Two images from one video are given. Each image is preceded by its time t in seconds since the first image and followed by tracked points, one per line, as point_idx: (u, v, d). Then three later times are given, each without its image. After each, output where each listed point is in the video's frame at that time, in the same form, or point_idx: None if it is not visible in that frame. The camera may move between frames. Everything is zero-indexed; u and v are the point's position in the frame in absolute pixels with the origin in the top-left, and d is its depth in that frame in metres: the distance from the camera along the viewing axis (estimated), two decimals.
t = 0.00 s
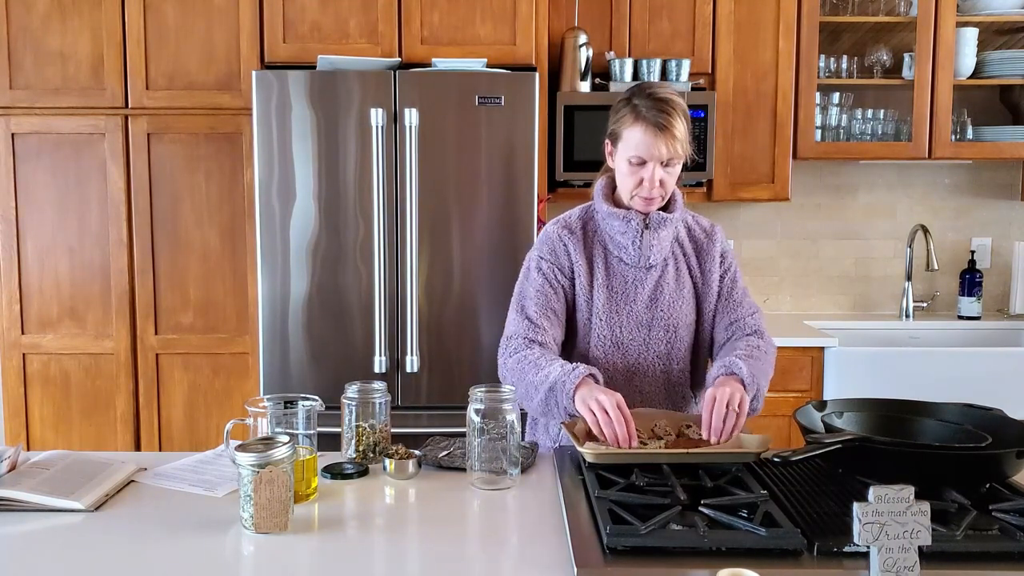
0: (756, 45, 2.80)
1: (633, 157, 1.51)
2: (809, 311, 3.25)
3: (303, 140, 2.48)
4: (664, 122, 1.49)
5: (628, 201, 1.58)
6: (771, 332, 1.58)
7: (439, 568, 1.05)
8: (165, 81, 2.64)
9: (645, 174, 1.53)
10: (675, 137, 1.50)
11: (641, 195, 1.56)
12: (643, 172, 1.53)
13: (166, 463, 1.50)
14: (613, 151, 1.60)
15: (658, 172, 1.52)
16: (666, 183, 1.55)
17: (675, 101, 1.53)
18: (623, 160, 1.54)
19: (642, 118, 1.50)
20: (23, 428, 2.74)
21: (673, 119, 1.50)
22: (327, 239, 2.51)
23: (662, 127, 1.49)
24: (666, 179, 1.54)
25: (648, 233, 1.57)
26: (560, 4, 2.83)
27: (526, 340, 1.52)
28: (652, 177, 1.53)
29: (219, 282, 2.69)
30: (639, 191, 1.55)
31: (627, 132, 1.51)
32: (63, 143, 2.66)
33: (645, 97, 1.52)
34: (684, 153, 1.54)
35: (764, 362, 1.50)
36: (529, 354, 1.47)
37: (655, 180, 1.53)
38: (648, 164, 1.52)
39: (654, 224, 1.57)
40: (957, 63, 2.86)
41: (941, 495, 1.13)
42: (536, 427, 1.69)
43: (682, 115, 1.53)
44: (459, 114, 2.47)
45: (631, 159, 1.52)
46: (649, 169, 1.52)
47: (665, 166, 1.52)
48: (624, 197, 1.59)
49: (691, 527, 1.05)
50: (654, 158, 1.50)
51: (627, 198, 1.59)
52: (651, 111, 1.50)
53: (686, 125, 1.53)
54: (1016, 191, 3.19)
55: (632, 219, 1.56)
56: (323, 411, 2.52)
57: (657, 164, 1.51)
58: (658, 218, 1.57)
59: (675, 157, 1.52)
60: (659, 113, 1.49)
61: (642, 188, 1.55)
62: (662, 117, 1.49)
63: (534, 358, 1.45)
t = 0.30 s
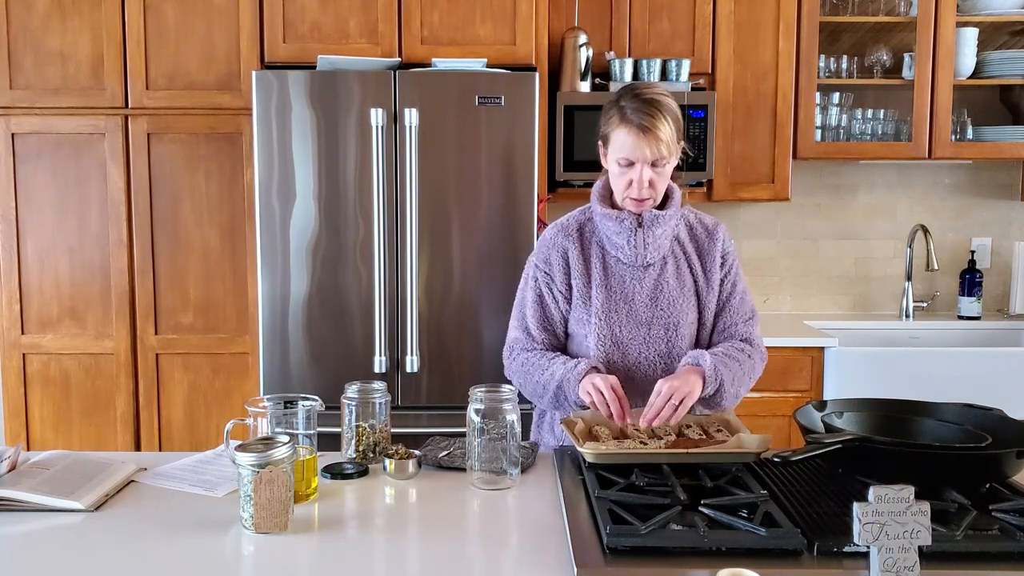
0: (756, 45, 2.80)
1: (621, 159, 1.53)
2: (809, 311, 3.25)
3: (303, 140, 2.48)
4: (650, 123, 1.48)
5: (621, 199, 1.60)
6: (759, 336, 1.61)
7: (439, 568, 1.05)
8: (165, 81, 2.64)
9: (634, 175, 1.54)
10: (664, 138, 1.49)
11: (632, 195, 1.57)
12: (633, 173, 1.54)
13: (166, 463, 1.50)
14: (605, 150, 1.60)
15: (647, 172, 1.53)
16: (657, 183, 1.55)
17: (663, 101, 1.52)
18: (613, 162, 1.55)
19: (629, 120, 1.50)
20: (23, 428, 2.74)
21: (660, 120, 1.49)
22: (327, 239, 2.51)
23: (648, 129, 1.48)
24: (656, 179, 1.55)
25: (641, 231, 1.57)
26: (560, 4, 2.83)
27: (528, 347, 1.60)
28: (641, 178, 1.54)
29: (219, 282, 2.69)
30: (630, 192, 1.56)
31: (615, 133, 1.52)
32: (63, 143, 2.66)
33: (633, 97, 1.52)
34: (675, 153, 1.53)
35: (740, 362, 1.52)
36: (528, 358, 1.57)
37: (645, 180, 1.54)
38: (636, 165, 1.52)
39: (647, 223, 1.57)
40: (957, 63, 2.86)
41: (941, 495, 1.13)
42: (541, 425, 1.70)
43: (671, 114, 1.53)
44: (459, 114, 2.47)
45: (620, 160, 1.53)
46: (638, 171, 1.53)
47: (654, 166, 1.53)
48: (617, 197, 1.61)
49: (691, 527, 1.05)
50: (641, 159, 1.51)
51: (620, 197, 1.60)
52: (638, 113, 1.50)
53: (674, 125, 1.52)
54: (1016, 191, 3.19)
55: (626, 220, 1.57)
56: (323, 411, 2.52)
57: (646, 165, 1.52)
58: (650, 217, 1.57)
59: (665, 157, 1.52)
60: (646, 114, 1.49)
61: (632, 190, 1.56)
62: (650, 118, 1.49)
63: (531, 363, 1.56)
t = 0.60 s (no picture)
0: (756, 45, 2.80)
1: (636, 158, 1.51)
2: (809, 311, 3.25)
3: (303, 140, 2.48)
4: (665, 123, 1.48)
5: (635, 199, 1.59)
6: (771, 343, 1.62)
7: (439, 568, 1.05)
8: (165, 81, 2.64)
9: (647, 175, 1.52)
10: (677, 139, 1.48)
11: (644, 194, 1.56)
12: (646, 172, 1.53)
13: (167, 463, 1.50)
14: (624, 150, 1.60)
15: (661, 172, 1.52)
16: (670, 183, 1.54)
17: (680, 103, 1.52)
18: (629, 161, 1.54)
19: (642, 122, 1.49)
20: (23, 428, 2.74)
21: (673, 123, 1.48)
22: (327, 239, 2.51)
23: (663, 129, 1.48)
24: (669, 179, 1.53)
25: (658, 236, 1.58)
26: (560, 4, 2.83)
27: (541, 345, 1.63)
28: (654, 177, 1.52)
29: (219, 282, 2.69)
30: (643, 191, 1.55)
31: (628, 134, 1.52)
32: (63, 143, 2.66)
33: (649, 97, 1.52)
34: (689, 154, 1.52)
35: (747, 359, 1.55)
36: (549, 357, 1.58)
37: (657, 180, 1.53)
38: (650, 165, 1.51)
39: (664, 229, 1.57)
40: (957, 63, 2.86)
41: (941, 495, 1.13)
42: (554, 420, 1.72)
43: (688, 117, 1.52)
44: (459, 114, 2.47)
45: (632, 159, 1.53)
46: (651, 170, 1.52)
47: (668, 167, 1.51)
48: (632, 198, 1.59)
49: (691, 527, 1.05)
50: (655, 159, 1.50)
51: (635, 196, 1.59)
52: (652, 113, 1.49)
53: (691, 128, 1.51)
54: (1016, 191, 3.19)
55: (642, 225, 1.57)
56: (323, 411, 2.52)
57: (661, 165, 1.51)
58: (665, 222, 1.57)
59: (678, 158, 1.50)
60: (660, 116, 1.48)
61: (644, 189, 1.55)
62: (663, 120, 1.48)
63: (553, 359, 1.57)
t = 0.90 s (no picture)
0: (756, 45, 2.80)
1: (606, 167, 1.63)
2: (809, 311, 3.25)
3: (303, 140, 2.48)
4: (629, 134, 1.63)
5: (598, 210, 1.69)
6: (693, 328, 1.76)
7: (439, 568, 1.05)
8: (165, 81, 2.64)
9: (617, 181, 1.64)
10: (639, 145, 1.65)
11: (612, 200, 1.67)
12: (615, 180, 1.64)
13: (167, 463, 1.50)
14: (579, 167, 1.71)
15: (627, 178, 1.65)
16: (630, 188, 1.67)
17: (629, 119, 1.68)
18: (595, 173, 1.65)
19: (609, 133, 1.63)
20: (23, 428, 2.74)
21: (634, 132, 1.65)
22: (327, 239, 2.51)
23: (629, 139, 1.63)
24: (631, 184, 1.67)
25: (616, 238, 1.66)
26: (560, 4, 2.83)
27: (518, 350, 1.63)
28: (622, 183, 1.65)
29: (219, 282, 2.69)
30: (612, 197, 1.66)
31: (596, 148, 1.64)
32: (63, 143, 2.66)
33: (605, 117, 1.67)
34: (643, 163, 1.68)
35: (673, 354, 1.69)
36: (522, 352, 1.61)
37: (623, 185, 1.66)
38: (619, 172, 1.64)
39: (620, 233, 1.66)
40: (957, 63, 2.86)
41: (941, 495, 1.13)
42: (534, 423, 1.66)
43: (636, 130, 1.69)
44: (459, 113, 2.47)
45: (601, 169, 1.64)
46: (620, 176, 1.64)
47: (632, 173, 1.66)
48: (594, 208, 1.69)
49: (691, 527, 1.05)
50: (625, 166, 1.63)
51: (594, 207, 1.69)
52: (616, 127, 1.64)
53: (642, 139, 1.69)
54: (1016, 191, 3.19)
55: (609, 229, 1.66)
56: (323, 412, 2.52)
57: (627, 171, 1.64)
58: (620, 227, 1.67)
59: (639, 163, 1.66)
60: (623, 127, 1.64)
61: (611, 195, 1.66)
62: (626, 130, 1.64)
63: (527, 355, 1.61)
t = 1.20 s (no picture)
0: (756, 46, 2.80)
1: (626, 148, 1.62)
2: (809, 311, 3.25)
3: (303, 140, 2.48)
4: (649, 113, 1.61)
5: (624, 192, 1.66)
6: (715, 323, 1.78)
7: (439, 568, 1.05)
8: (165, 81, 2.64)
9: (638, 161, 1.62)
10: (660, 125, 1.62)
11: (635, 180, 1.63)
12: (636, 160, 1.62)
13: (166, 463, 1.50)
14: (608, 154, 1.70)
15: (649, 159, 1.62)
16: (656, 171, 1.64)
17: (655, 103, 1.66)
18: (618, 154, 1.64)
19: (629, 115, 1.61)
20: (23, 428, 2.74)
21: (655, 111, 1.62)
22: (327, 239, 2.51)
23: (649, 118, 1.61)
24: (654, 167, 1.63)
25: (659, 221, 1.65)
26: (560, 4, 2.83)
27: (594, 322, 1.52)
28: (644, 164, 1.62)
29: (219, 282, 2.69)
30: (633, 178, 1.63)
31: (617, 128, 1.63)
32: (63, 143, 2.66)
33: (630, 99, 1.65)
34: (668, 145, 1.64)
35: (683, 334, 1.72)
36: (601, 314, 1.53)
37: (646, 166, 1.62)
38: (639, 152, 1.61)
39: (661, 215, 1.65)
40: (957, 63, 2.86)
41: (941, 495, 1.13)
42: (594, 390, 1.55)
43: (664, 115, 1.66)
44: (459, 113, 2.47)
45: (623, 151, 1.62)
46: (641, 158, 1.62)
47: (654, 154, 1.62)
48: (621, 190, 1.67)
49: (691, 527, 1.05)
50: (644, 145, 1.60)
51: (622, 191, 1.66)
52: (637, 107, 1.62)
53: (667, 121, 1.65)
54: (1016, 191, 3.19)
55: (648, 207, 1.63)
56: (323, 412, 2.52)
57: (648, 151, 1.61)
58: (664, 209, 1.65)
59: (662, 143, 1.63)
60: (644, 107, 1.62)
61: (634, 175, 1.63)
62: (646, 110, 1.61)
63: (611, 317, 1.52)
